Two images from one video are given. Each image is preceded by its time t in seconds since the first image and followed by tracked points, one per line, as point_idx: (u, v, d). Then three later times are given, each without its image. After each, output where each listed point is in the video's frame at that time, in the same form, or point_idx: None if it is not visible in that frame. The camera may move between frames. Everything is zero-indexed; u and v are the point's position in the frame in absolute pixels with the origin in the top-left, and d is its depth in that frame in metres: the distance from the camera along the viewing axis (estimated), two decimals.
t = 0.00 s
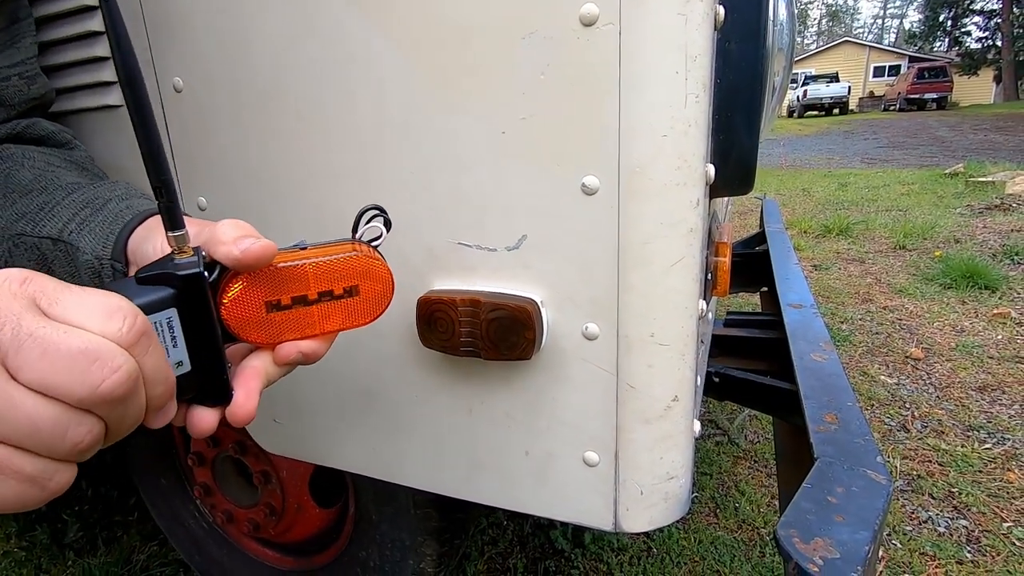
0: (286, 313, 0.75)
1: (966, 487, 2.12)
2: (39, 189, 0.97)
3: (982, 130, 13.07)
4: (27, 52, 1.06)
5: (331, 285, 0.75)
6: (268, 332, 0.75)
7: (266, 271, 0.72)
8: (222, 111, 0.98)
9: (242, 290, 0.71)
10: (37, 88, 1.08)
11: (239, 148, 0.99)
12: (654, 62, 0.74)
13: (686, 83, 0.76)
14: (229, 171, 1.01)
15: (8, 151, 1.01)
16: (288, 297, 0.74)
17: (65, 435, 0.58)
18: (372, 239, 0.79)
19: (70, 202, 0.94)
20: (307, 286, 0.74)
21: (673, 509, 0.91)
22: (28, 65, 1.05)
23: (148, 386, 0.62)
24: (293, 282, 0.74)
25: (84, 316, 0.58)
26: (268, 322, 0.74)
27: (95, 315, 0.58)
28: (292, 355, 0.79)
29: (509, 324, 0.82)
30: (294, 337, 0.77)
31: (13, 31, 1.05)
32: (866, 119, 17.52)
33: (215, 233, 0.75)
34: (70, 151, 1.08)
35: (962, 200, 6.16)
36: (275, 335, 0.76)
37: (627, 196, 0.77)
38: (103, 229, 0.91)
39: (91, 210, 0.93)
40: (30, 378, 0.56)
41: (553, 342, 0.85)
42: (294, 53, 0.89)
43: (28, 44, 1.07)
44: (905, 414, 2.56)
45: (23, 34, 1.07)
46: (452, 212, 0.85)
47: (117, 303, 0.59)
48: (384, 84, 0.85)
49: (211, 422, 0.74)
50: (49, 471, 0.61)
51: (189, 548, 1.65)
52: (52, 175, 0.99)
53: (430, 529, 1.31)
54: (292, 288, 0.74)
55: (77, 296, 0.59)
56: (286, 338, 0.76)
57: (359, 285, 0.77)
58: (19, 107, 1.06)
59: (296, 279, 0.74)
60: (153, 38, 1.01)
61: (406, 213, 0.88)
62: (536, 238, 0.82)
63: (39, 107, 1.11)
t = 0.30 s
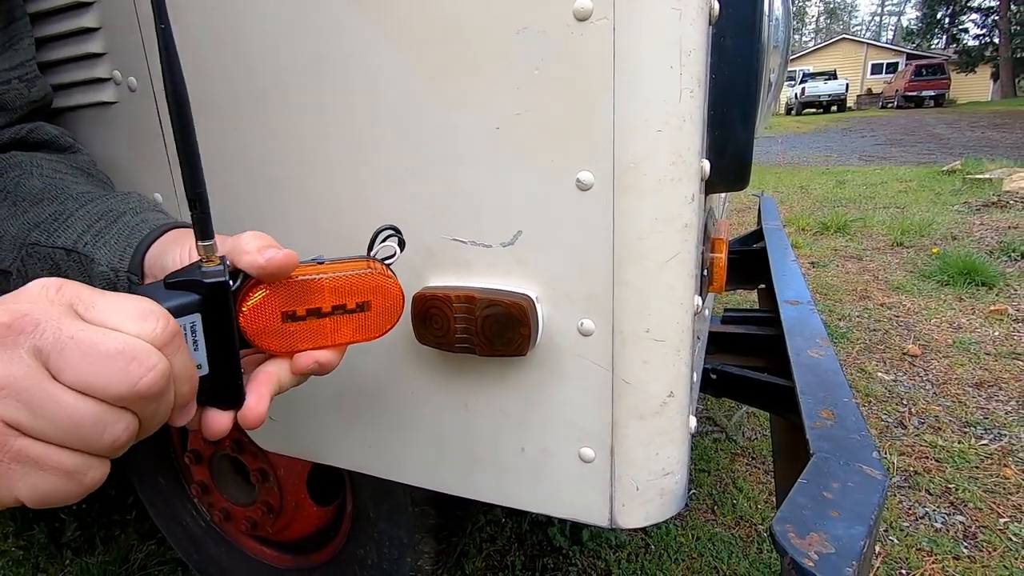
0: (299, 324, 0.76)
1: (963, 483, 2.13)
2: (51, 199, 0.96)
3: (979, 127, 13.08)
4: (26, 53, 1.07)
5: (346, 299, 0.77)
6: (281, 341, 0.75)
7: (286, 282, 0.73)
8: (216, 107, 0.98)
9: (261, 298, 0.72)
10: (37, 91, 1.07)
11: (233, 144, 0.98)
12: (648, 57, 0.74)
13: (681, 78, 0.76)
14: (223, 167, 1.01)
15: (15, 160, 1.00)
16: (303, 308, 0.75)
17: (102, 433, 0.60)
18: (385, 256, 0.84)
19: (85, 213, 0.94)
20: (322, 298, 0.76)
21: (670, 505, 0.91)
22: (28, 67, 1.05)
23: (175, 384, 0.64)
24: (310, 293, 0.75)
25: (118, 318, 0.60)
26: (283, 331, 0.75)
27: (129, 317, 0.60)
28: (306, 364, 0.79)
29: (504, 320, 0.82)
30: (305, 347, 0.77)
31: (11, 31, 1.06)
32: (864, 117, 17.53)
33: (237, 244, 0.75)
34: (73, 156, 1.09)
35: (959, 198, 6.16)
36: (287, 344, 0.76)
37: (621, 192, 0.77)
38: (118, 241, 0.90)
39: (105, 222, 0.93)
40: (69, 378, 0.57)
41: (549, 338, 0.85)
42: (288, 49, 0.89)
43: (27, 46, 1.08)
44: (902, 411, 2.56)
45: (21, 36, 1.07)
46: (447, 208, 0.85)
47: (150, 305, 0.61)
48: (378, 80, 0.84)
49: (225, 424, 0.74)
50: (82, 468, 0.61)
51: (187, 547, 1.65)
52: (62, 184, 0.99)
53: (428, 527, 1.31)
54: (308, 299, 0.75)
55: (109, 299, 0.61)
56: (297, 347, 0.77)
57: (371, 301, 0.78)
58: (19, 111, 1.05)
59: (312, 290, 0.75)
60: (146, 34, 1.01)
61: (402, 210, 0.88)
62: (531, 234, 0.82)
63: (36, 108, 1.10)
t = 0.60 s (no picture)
0: (300, 338, 0.78)
1: (961, 480, 2.13)
2: (62, 215, 0.96)
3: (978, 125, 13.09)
4: (26, 60, 1.05)
5: (347, 318, 0.78)
6: (280, 352, 0.77)
7: (292, 297, 0.76)
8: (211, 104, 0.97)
9: (267, 308, 0.75)
10: (37, 98, 1.06)
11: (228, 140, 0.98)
12: (645, 53, 0.73)
13: (678, 73, 0.75)
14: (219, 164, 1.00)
15: (25, 174, 1.00)
16: (305, 323, 0.77)
17: (126, 407, 0.63)
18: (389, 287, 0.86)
19: (98, 231, 0.94)
20: (323, 316, 0.77)
21: (668, 501, 0.91)
22: (27, 74, 1.04)
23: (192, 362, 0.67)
24: (312, 310, 0.77)
25: (136, 303, 0.64)
26: (283, 342, 0.77)
27: (145, 301, 0.64)
28: (302, 376, 0.79)
29: (502, 317, 0.82)
30: (303, 360, 0.79)
31: (10, 36, 1.04)
32: (862, 114, 17.54)
33: (252, 258, 0.81)
34: (77, 167, 1.08)
35: (958, 195, 6.16)
36: (286, 356, 0.78)
37: (618, 188, 0.77)
38: (132, 260, 0.91)
39: (119, 240, 0.93)
40: (97, 356, 0.62)
41: (546, 334, 0.85)
42: (284, 45, 0.89)
43: (26, 52, 1.06)
44: (900, 408, 2.57)
45: (20, 40, 1.05)
46: (444, 205, 0.85)
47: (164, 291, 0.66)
48: (374, 76, 0.84)
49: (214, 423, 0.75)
50: (102, 440, 0.63)
51: (185, 545, 1.64)
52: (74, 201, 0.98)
53: (426, 524, 1.31)
54: (311, 316, 0.77)
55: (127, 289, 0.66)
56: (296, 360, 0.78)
57: (371, 326, 0.79)
58: (19, 119, 1.04)
59: (315, 307, 0.77)
60: (141, 30, 1.00)
61: (398, 206, 0.87)
62: (528, 230, 0.81)
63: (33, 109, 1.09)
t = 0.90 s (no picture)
0: (230, 276, 0.76)
1: (958, 477, 2.14)
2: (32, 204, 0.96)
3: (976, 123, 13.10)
4: (26, 64, 1.06)
5: (271, 244, 0.74)
6: (214, 296, 0.76)
7: (212, 237, 0.76)
8: (208, 99, 0.97)
9: (187, 253, 0.75)
10: (36, 103, 1.08)
11: (223, 135, 0.98)
12: (641, 47, 0.73)
13: (674, 67, 0.75)
14: (216, 161, 1.00)
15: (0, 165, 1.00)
16: (232, 260, 0.75)
17: None
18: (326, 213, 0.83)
19: (64, 219, 0.94)
20: (248, 248, 0.75)
21: (664, 496, 0.91)
22: (28, 80, 1.06)
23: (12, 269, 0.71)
24: (237, 246, 0.75)
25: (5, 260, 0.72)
26: (215, 286, 0.76)
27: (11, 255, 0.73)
28: (241, 320, 0.75)
29: (499, 312, 0.82)
30: (240, 301, 0.76)
31: (11, 41, 1.05)
32: (861, 113, 17.55)
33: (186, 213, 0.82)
34: (65, 164, 1.09)
35: (956, 193, 6.17)
36: (222, 298, 0.76)
37: (615, 182, 0.77)
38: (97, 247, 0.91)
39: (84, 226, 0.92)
40: None
41: (542, 329, 0.85)
42: (280, 40, 0.88)
43: (26, 55, 1.07)
44: (898, 405, 2.57)
45: (19, 43, 1.06)
46: (441, 199, 0.85)
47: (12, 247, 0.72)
48: (370, 71, 0.84)
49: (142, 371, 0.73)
50: None
51: (184, 543, 1.64)
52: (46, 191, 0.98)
53: (424, 520, 1.31)
54: (235, 252, 0.75)
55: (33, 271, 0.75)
56: (231, 302, 0.76)
57: (303, 248, 0.74)
58: (18, 123, 1.06)
59: (239, 243, 0.75)
60: (137, 25, 1.00)
61: (394, 201, 0.87)
62: (525, 224, 0.81)
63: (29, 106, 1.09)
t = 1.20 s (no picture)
0: (180, 293, 0.75)
1: (956, 475, 2.14)
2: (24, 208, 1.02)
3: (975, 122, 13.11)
4: (25, 69, 1.08)
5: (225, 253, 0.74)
6: (165, 315, 0.75)
7: (167, 256, 0.76)
8: (205, 96, 0.97)
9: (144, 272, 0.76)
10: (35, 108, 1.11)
11: (221, 133, 0.98)
12: (639, 45, 0.73)
13: (672, 65, 0.75)
14: (213, 158, 1.00)
15: None
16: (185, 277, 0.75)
17: None
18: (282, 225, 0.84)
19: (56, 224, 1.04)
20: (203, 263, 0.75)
21: (661, 494, 0.91)
22: (28, 86, 1.09)
23: None
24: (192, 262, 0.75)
25: None
26: (167, 304, 0.75)
27: None
28: (181, 343, 0.71)
29: (496, 310, 0.82)
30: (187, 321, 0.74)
31: (10, 44, 1.06)
32: (860, 112, 17.55)
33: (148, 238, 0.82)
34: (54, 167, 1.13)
35: (955, 192, 6.18)
36: (169, 318, 0.75)
37: (612, 180, 0.77)
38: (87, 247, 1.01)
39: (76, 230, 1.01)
40: None
41: (540, 327, 0.85)
42: (278, 38, 0.88)
43: (27, 60, 1.09)
44: (897, 403, 2.57)
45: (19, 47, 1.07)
46: (439, 197, 0.85)
47: None
48: (367, 69, 0.84)
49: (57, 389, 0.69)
50: None
51: (182, 541, 1.64)
52: (36, 195, 1.05)
53: (423, 519, 1.31)
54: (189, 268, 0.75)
55: None
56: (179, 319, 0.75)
57: (253, 257, 0.73)
58: (17, 128, 1.09)
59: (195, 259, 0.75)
60: (133, 23, 1.00)
61: (392, 199, 0.87)
62: (522, 222, 0.81)
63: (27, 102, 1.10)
